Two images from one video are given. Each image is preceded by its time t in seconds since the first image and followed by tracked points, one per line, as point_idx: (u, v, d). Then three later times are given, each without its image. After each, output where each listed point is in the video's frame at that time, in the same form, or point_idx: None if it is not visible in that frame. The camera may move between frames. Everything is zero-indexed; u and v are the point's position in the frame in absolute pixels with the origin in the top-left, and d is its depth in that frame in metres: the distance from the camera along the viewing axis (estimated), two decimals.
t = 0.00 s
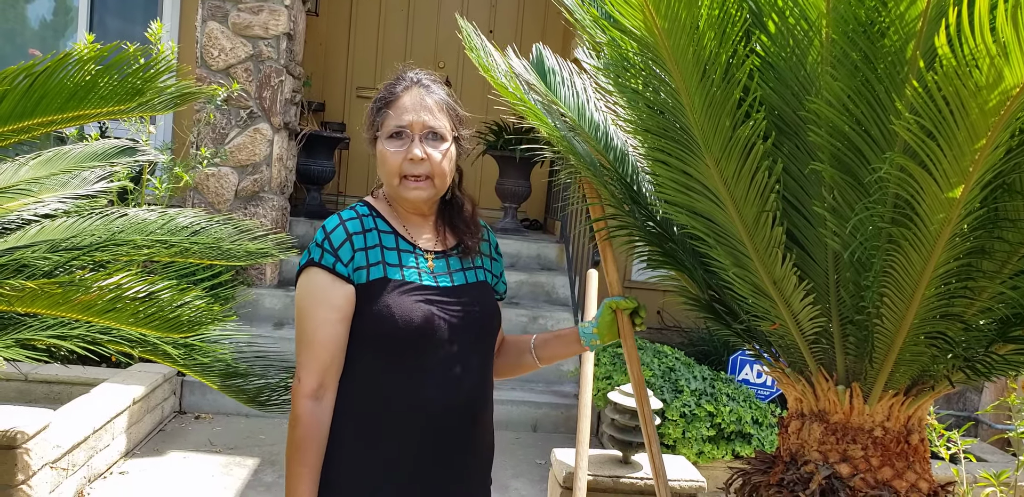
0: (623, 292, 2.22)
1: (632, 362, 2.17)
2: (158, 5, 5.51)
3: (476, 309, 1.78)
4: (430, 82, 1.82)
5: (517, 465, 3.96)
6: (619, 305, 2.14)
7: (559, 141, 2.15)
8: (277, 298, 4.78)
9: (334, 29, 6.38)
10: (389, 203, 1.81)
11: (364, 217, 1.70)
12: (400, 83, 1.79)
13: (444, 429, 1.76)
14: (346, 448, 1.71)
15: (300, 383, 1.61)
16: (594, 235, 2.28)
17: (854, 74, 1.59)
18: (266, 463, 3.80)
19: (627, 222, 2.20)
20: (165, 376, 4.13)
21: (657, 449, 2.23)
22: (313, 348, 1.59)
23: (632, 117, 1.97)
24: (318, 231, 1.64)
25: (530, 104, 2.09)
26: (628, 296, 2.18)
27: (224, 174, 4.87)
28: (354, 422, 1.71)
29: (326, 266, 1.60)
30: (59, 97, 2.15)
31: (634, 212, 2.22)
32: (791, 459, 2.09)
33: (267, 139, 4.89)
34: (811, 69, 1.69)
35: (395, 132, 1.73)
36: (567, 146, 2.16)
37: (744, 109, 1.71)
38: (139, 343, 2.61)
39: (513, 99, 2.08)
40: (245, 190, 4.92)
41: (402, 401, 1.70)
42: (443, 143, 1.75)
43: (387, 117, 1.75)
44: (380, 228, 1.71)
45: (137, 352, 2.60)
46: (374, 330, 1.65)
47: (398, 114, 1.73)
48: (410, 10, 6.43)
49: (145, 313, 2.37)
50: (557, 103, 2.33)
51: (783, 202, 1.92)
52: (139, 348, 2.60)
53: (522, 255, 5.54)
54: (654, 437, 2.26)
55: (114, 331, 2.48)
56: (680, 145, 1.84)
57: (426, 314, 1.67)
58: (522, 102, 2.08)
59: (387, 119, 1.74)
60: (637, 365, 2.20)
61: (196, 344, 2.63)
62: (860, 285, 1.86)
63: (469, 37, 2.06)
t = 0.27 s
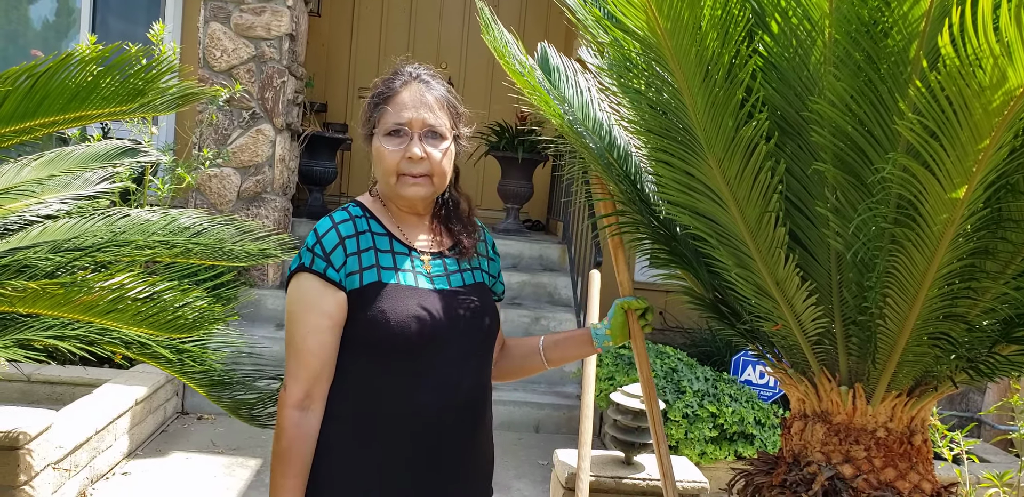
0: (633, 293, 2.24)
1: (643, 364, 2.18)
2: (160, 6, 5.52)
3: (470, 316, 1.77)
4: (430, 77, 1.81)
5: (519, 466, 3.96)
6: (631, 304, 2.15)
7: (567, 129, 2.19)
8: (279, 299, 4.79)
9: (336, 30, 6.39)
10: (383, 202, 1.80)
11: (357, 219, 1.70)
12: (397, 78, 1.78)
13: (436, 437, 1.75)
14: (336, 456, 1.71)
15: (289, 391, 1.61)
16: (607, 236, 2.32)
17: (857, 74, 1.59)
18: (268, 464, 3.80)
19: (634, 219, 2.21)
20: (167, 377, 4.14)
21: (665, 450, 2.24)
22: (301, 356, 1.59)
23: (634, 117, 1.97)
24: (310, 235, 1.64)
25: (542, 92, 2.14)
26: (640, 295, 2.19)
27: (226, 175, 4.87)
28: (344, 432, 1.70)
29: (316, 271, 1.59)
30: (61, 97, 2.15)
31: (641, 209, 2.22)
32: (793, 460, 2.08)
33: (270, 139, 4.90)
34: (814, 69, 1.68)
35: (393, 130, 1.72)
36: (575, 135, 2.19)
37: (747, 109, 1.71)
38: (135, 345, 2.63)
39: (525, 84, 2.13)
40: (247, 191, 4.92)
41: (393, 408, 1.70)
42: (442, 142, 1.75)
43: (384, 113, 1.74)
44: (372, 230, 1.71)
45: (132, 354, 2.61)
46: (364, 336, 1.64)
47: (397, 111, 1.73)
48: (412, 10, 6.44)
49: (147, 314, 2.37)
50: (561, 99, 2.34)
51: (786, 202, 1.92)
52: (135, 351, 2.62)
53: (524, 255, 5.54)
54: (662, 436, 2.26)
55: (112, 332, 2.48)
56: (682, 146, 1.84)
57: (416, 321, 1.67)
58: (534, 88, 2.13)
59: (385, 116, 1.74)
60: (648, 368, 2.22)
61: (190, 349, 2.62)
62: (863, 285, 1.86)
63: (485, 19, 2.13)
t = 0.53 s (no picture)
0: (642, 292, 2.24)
1: (650, 364, 2.19)
2: (162, 7, 5.53)
3: (459, 321, 1.76)
4: (423, 79, 1.80)
5: (520, 467, 3.95)
6: (639, 304, 2.14)
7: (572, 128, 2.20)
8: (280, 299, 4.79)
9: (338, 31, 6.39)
10: (371, 207, 1.80)
11: (342, 223, 1.69)
12: (389, 79, 1.77)
13: (426, 445, 1.74)
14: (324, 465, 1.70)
15: (275, 401, 1.59)
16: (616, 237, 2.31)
17: (859, 76, 1.59)
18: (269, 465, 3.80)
19: (640, 218, 2.21)
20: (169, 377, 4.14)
21: (672, 450, 2.24)
22: (288, 365, 1.57)
23: (636, 119, 1.96)
24: (293, 241, 1.62)
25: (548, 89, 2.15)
26: (648, 295, 2.19)
27: (228, 175, 4.88)
28: (332, 441, 1.69)
29: (300, 278, 1.58)
30: (63, 98, 2.15)
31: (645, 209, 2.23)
32: (795, 462, 2.08)
33: (271, 140, 4.90)
34: (816, 71, 1.69)
35: (385, 133, 1.72)
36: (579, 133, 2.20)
37: (749, 111, 1.71)
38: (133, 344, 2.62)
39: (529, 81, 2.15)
40: (249, 192, 4.92)
41: (381, 415, 1.69)
42: (435, 146, 1.75)
43: (376, 115, 1.73)
44: (359, 234, 1.70)
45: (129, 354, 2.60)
46: (352, 343, 1.63)
47: (389, 114, 1.72)
48: (414, 11, 6.44)
49: (148, 314, 2.37)
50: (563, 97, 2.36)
51: (787, 204, 1.92)
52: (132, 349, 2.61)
53: (525, 256, 5.54)
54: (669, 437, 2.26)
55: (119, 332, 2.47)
56: (684, 147, 1.84)
57: (404, 327, 1.66)
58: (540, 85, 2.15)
59: (377, 118, 1.73)
60: (655, 367, 2.22)
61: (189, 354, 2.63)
62: (865, 287, 1.86)
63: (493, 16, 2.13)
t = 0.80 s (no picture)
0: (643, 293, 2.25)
1: (650, 365, 2.20)
2: (165, 6, 5.53)
3: (455, 324, 1.74)
4: (422, 76, 1.77)
5: (522, 467, 3.95)
6: (639, 306, 2.18)
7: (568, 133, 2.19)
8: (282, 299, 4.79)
9: (340, 30, 6.40)
10: (367, 204, 1.78)
11: (337, 223, 1.67)
12: (388, 75, 1.74)
13: (420, 450, 1.71)
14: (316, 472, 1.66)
15: (266, 404, 1.56)
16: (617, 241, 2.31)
17: (863, 77, 1.58)
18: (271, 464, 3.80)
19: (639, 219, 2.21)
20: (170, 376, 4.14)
21: (671, 451, 2.24)
22: (279, 367, 1.55)
23: (638, 120, 1.96)
24: (287, 240, 1.60)
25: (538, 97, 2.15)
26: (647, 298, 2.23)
27: (230, 175, 4.88)
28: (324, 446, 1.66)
29: (293, 279, 1.56)
30: (67, 97, 2.16)
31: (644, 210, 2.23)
32: (797, 463, 2.08)
33: (273, 140, 4.90)
34: (820, 72, 1.69)
35: (382, 130, 1.69)
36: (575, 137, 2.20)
37: (752, 112, 1.71)
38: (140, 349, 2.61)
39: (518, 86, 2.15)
40: (251, 191, 4.93)
41: (374, 419, 1.66)
42: (433, 144, 1.72)
43: (372, 112, 1.71)
44: (354, 235, 1.68)
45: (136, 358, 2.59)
46: (344, 345, 1.61)
47: (386, 110, 1.70)
48: (416, 11, 6.45)
49: (150, 314, 2.36)
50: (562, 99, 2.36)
51: (790, 206, 1.92)
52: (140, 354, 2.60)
53: (527, 256, 5.54)
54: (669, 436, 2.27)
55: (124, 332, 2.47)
56: (687, 148, 1.84)
57: (398, 329, 1.64)
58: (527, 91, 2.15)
59: (373, 114, 1.70)
60: (656, 368, 2.22)
61: (192, 358, 2.59)
62: (868, 289, 1.86)
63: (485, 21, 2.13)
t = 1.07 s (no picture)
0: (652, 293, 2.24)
1: (660, 366, 2.19)
2: (170, 7, 5.54)
3: (464, 331, 1.73)
4: (432, 78, 1.78)
5: (525, 469, 3.95)
6: (649, 306, 2.16)
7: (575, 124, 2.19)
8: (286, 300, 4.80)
9: (345, 32, 6.41)
10: (377, 207, 1.77)
11: (348, 228, 1.67)
12: (398, 77, 1.75)
13: (427, 456, 1.70)
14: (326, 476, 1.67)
15: (274, 408, 1.59)
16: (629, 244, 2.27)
17: (869, 79, 1.58)
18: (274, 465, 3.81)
19: (646, 222, 2.19)
20: (174, 377, 4.15)
21: (679, 452, 2.24)
22: (286, 372, 1.56)
23: (643, 122, 1.96)
24: (296, 246, 1.60)
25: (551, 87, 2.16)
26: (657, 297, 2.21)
27: (234, 176, 4.89)
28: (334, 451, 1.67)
29: (301, 285, 1.55)
30: (74, 99, 2.16)
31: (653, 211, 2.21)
32: (802, 466, 2.07)
33: (277, 141, 4.91)
34: (825, 75, 1.69)
35: (392, 134, 1.69)
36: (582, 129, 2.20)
37: (757, 115, 1.71)
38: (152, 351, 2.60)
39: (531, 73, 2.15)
40: (255, 192, 4.94)
41: (382, 425, 1.66)
42: (444, 147, 1.72)
43: (383, 115, 1.71)
44: (364, 239, 1.67)
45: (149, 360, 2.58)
46: (353, 352, 1.60)
47: (396, 113, 1.69)
48: (420, 13, 6.45)
49: (157, 315, 2.36)
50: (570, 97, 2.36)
51: (795, 208, 1.91)
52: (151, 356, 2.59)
53: (531, 258, 5.54)
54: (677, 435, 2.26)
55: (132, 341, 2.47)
56: (691, 151, 1.84)
57: (406, 337, 1.62)
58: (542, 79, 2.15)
59: (383, 117, 1.70)
60: (665, 369, 2.22)
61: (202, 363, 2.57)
62: (874, 292, 1.86)
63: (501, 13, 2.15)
